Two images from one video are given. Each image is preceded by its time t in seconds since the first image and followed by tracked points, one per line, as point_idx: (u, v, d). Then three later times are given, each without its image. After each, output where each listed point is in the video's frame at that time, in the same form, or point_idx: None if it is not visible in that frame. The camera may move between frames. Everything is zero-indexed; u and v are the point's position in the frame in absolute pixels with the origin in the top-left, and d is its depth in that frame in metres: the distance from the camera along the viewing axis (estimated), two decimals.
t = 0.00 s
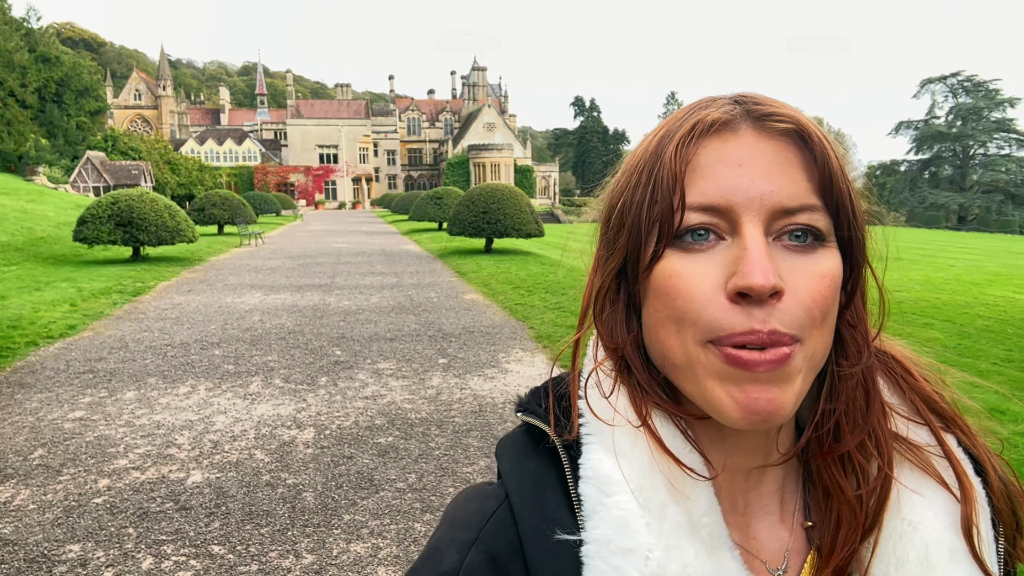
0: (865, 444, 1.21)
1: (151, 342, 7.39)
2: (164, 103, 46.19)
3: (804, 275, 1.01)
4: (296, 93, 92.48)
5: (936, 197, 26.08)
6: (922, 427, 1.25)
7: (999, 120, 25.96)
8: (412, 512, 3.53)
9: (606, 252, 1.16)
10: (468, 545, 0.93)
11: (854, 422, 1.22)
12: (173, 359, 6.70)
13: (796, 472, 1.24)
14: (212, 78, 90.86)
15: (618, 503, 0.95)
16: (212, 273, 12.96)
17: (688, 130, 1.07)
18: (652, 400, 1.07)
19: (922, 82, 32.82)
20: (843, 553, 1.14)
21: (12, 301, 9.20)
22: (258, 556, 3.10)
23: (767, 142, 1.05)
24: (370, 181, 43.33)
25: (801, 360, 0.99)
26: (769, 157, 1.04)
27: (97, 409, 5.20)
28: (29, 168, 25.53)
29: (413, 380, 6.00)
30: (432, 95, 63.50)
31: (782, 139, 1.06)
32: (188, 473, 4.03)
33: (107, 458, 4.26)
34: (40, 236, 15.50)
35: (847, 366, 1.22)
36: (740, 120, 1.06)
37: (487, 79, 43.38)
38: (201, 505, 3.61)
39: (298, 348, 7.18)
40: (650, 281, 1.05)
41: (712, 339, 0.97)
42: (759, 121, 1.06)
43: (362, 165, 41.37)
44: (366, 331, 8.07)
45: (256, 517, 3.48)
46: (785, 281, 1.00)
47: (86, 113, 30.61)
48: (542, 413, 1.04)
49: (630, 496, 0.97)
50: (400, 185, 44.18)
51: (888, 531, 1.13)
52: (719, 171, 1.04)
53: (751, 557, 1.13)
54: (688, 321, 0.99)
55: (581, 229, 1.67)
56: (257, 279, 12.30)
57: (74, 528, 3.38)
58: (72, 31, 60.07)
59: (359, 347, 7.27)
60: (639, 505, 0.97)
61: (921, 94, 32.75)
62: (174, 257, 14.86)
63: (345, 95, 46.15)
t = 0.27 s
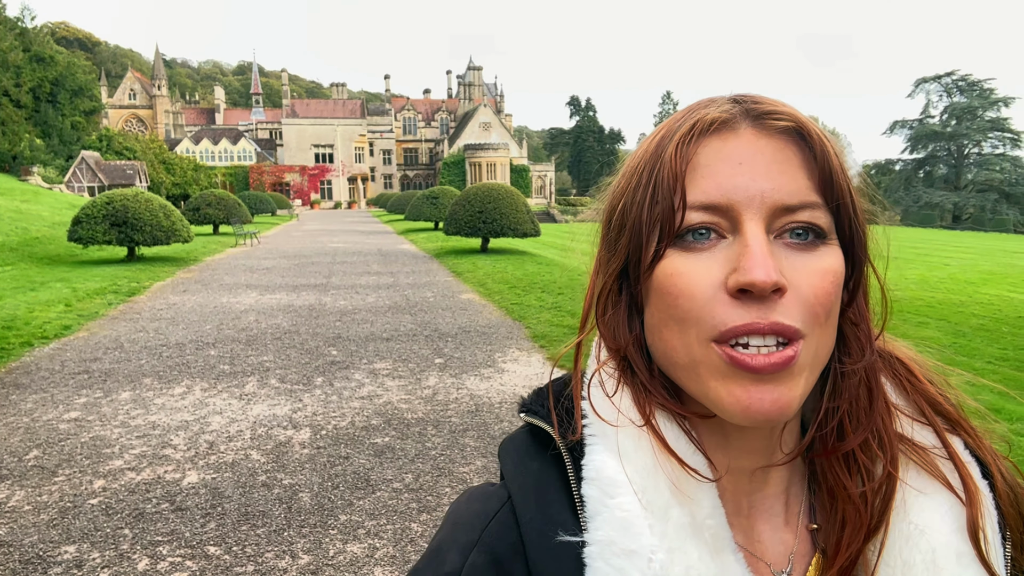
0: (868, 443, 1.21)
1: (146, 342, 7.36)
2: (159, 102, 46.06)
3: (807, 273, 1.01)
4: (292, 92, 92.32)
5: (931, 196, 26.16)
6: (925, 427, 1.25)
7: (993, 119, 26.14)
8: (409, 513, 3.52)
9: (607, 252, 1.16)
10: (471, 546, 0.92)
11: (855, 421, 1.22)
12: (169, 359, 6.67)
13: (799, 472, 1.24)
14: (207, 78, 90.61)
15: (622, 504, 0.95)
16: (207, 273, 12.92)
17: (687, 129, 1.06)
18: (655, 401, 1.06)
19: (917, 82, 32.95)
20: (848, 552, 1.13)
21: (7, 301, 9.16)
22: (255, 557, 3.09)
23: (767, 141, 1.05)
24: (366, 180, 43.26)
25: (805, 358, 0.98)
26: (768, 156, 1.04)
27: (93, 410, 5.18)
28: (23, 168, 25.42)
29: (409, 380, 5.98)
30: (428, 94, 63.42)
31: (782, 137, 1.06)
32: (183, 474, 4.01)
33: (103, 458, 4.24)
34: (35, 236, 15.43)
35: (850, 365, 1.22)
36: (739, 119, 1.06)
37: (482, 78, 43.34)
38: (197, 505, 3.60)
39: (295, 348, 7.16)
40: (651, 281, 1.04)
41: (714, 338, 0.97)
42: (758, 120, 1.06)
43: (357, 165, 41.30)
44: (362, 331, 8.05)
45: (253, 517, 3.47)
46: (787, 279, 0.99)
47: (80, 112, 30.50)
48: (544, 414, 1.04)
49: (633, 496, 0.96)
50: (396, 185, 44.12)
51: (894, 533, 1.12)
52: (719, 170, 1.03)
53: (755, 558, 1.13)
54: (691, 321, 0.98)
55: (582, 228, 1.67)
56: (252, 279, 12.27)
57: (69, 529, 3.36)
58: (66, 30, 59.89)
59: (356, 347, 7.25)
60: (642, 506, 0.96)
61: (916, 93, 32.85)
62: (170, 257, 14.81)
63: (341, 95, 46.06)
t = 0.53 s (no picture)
0: (870, 443, 1.21)
1: (145, 343, 7.36)
2: (158, 102, 46.04)
3: (810, 275, 1.01)
4: (291, 92, 92.31)
5: (930, 195, 26.20)
6: (927, 427, 1.25)
7: (992, 119, 26.21)
8: (409, 513, 3.52)
9: (611, 252, 1.16)
10: (475, 544, 0.92)
11: (858, 421, 1.22)
12: (168, 360, 6.67)
13: (802, 471, 1.24)
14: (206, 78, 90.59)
15: (625, 503, 0.95)
16: (207, 274, 12.92)
17: (691, 132, 1.06)
18: (658, 400, 1.06)
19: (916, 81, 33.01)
20: (851, 552, 1.14)
21: (6, 302, 9.15)
22: (255, 557, 3.09)
23: (771, 144, 1.05)
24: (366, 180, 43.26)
25: (808, 359, 0.98)
26: (772, 159, 1.04)
27: (92, 410, 5.18)
28: (22, 168, 25.42)
29: (409, 380, 5.98)
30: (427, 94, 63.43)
31: (786, 140, 1.06)
32: (183, 474, 4.01)
33: (102, 459, 4.24)
34: (34, 237, 15.42)
35: (852, 365, 1.22)
36: (743, 121, 1.06)
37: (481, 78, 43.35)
38: (196, 506, 3.60)
39: (294, 349, 7.16)
40: (655, 282, 1.04)
41: (717, 340, 0.97)
42: (762, 122, 1.06)
43: (356, 165, 41.29)
44: (361, 331, 8.05)
45: (253, 517, 3.47)
46: (790, 281, 0.99)
47: (79, 113, 30.49)
48: (548, 413, 1.04)
49: (637, 496, 0.96)
50: (395, 185, 44.13)
51: (895, 532, 1.13)
52: (722, 172, 1.03)
53: (758, 557, 1.13)
54: (694, 322, 0.98)
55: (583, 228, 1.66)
56: (252, 280, 12.26)
57: (69, 529, 3.36)
58: (65, 30, 59.87)
59: (355, 347, 7.25)
60: (645, 505, 0.96)
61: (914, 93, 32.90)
62: (169, 257, 14.81)
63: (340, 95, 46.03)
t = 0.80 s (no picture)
0: (871, 446, 1.21)
1: (143, 343, 7.35)
2: (155, 103, 45.98)
3: (810, 280, 1.01)
4: (289, 93, 92.25)
5: (927, 195, 26.24)
6: (928, 429, 1.25)
7: (989, 118, 26.31)
8: (407, 514, 3.51)
9: (612, 257, 1.16)
10: (477, 547, 0.92)
11: (860, 423, 1.22)
12: (166, 360, 6.66)
13: (805, 474, 1.23)
14: (204, 78, 90.45)
15: (628, 507, 0.94)
16: (204, 274, 12.89)
17: (690, 137, 1.06)
18: (659, 403, 1.06)
19: (914, 82, 33.10)
20: (853, 553, 1.13)
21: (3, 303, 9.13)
22: (252, 559, 3.08)
23: (771, 150, 1.04)
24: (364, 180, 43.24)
25: (808, 363, 0.98)
26: (772, 165, 1.04)
27: (90, 411, 5.16)
28: (20, 169, 25.38)
29: (407, 380, 5.97)
30: (424, 94, 63.42)
31: (786, 147, 1.06)
32: (181, 475, 4.00)
33: (99, 460, 4.23)
34: (32, 237, 15.39)
35: (853, 368, 1.22)
36: (742, 127, 1.06)
37: (479, 78, 43.36)
38: (194, 507, 3.59)
39: (292, 349, 7.15)
40: (655, 287, 1.04)
41: (718, 345, 0.97)
42: (761, 127, 1.06)
43: (355, 165, 41.26)
44: (359, 331, 8.04)
45: (251, 519, 3.46)
46: (791, 286, 0.99)
47: (77, 113, 30.44)
48: (551, 415, 1.04)
49: (639, 499, 0.96)
50: (393, 185, 44.11)
51: (897, 535, 1.12)
52: (722, 178, 1.03)
53: (760, 561, 1.13)
54: (695, 328, 0.98)
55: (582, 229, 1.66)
56: (250, 280, 12.24)
57: (66, 531, 3.35)
58: (62, 30, 59.79)
59: (353, 347, 7.24)
60: (648, 508, 0.96)
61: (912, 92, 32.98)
62: (167, 257, 14.78)
63: (338, 95, 46.00)
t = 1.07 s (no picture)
0: (869, 443, 1.20)
1: (141, 343, 7.33)
2: (154, 102, 45.93)
3: (807, 277, 1.00)
4: (287, 92, 92.18)
5: (926, 195, 26.27)
6: (923, 428, 1.25)
7: (988, 118, 26.35)
8: (405, 514, 3.50)
9: (609, 254, 1.15)
10: (473, 548, 0.91)
11: (856, 421, 1.21)
12: (164, 360, 6.64)
13: (801, 473, 1.23)
14: (202, 77, 90.28)
15: (625, 506, 0.94)
16: (202, 273, 12.87)
17: (688, 134, 1.05)
18: (656, 402, 1.05)
19: (912, 81, 33.12)
20: (849, 552, 1.13)
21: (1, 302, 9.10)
22: (250, 559, 3.07)
23: (767, 147, 1.04)
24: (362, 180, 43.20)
25: (804, 362, 0.98)
26: (768, 163, 1.03)
27: (87, 411, 5.15)
28: (17, 168, 25.34)
29: (405, 380, 5.95)
30: (423, 94, 63.39)
31: (782, 144, 1.05)
32: (178, 476, 3.98)
33: (97, 460, 4.22)
34: (30, 237, 15.36)
35: (849, 367, 1.22)
36: (740, 123, 1.05)
37: (478, 78, 43.33)
38: (192, 507, 3.57)
39: (290, 349, 7.14)
40: (651, 285, 1.03)
41: (714, 343, 0.96)
42: (758, 125, 1.05)
43: (353, 165, 41.22)
44: (358, 331, 8.02)
45: (248, 519, 3.45)
46: (788, 284, 0.98)
47: (75, 112, 30.40)
48: (547, 415, 1.03)
49: (637, 498, 0.95)
50: (392, 184, 44.08)
51: (894, 533, 1.12)
52: (719, 175, 1.02)
53: (757, 559, 1.12)
54: (691, 326, 0.97)
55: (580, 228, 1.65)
56: (248, 279, 12.22)
57: (62, 531, 3.34)
58: (60, 29, 59.69)
59: (351, 347, 7.23)
60: (646, 507, 0.95)
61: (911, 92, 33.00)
62: (165, 257, 14.75)
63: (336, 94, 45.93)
